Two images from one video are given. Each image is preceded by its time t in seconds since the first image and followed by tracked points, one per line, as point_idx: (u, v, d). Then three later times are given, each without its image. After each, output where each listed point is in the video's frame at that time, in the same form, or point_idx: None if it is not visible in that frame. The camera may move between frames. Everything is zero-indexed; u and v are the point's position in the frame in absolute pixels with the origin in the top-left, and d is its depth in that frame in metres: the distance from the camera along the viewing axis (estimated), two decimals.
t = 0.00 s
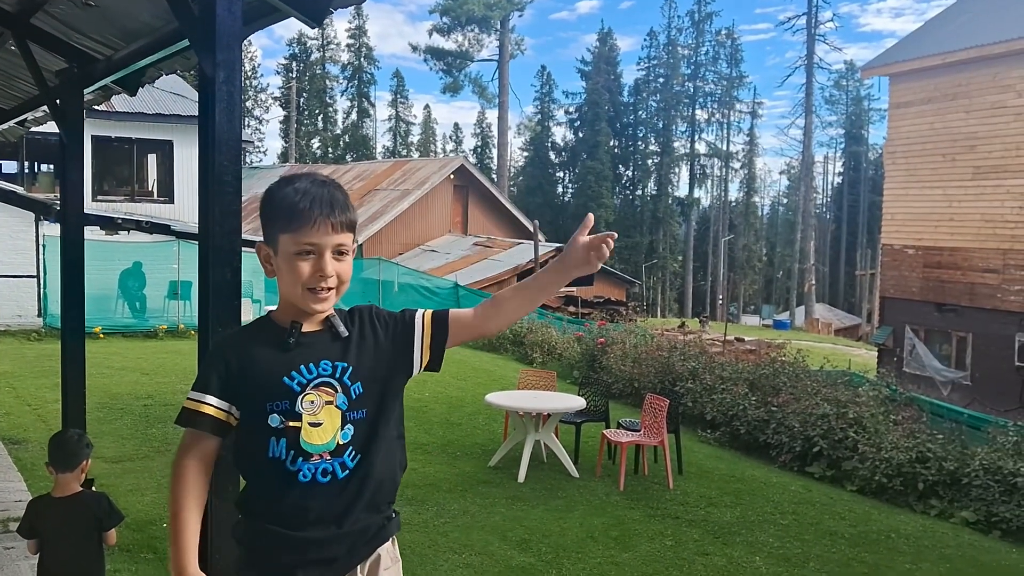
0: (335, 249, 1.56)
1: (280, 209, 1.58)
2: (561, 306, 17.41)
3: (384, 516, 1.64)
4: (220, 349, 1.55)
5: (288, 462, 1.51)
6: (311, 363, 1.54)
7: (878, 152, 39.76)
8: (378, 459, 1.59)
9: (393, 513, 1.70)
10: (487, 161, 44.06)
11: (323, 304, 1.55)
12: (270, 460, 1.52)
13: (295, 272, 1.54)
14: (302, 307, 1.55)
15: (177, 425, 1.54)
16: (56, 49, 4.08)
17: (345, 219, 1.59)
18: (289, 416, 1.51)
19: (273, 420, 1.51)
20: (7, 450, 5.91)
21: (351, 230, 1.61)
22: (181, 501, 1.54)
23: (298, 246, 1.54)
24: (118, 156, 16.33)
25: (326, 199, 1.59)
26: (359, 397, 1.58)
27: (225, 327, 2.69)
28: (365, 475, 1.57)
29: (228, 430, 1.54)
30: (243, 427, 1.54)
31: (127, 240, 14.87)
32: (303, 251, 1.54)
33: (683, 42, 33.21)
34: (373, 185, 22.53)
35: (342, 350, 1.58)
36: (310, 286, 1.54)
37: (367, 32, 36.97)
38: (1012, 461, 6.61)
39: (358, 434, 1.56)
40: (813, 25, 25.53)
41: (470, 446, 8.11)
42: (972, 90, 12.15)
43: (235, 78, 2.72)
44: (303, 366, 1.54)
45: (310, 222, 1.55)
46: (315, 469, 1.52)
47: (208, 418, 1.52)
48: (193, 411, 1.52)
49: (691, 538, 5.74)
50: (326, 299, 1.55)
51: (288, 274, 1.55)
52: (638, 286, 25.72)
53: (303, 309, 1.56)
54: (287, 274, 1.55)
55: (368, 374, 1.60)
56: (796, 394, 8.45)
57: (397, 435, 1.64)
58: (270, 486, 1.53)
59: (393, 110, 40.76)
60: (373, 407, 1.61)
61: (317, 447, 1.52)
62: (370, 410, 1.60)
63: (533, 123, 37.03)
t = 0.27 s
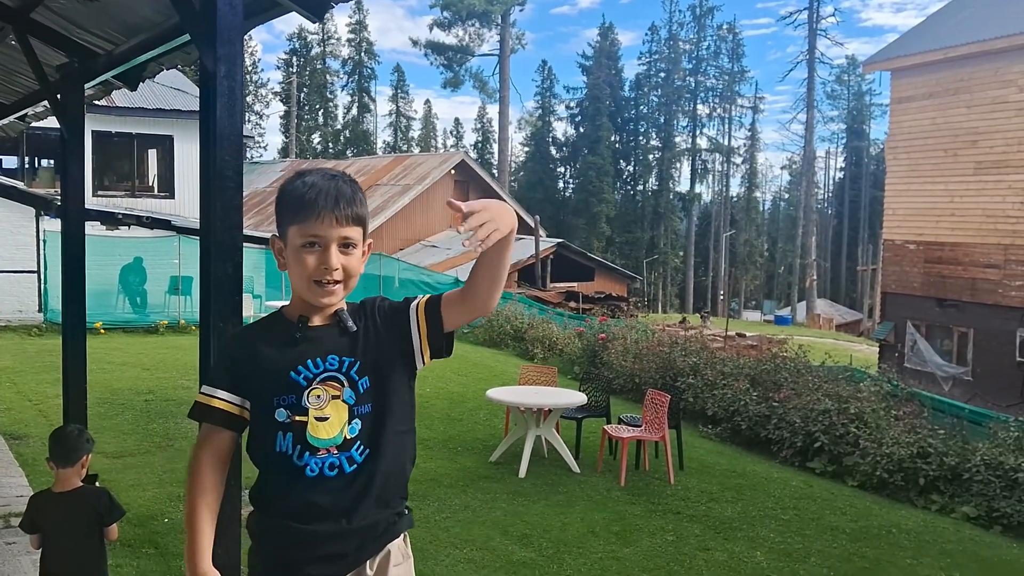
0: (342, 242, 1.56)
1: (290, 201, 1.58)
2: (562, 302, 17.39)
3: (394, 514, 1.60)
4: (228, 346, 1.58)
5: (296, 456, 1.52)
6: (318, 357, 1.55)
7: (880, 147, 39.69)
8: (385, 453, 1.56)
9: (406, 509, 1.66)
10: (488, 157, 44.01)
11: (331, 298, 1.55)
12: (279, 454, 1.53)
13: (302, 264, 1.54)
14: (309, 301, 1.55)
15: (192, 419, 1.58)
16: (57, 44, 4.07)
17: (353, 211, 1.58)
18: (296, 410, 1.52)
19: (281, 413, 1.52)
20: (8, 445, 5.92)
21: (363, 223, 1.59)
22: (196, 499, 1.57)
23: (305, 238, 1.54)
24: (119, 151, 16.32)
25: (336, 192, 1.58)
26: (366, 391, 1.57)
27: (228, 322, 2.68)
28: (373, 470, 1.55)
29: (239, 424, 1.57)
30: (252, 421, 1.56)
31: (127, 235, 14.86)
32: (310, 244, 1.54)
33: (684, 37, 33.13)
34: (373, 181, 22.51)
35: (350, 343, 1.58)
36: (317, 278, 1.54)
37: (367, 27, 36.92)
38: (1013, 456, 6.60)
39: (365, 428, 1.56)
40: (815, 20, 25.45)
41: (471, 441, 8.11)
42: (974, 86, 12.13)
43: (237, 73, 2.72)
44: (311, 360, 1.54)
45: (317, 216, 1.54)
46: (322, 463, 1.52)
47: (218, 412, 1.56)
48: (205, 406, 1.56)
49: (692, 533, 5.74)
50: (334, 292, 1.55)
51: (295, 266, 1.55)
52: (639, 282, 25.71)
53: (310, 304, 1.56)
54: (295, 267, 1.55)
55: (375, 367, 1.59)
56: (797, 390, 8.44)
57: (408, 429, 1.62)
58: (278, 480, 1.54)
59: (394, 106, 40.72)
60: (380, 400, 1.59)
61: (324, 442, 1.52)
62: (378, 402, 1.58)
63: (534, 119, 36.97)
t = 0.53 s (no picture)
0: (342, 242, 1.55)
1: (290, 199, 1.57)
2: (565, 298, 17.38)
3: (403, 506, 1.63)
4: (231, 345, 1.53)
5: (312, 452, 1.51)
6: (327, 354, 1.55)
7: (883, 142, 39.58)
8: (394, 445, 1.59)
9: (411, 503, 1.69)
10: (491, 153, 44.02)
11: (329, 299, 1.54)
12: (294, 451, 1.51)
13: (301, 264, 1.54)
14: (310, 302, 1.55)
15: (198, 422, 1.52)
16: (58, 40, 4.05)
17: (352, 211, 1.57)
18: (310, 407, 1.51)
19: (295, 411, 1.51)
20: (12, 443, 5.92)
21: (362, 222, 1.59)
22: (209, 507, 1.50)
23: (305, 238, 1.53)
24: (122, 148, 16.31)
25: (336, 191, 1.57)
26: (376, 384, 1.59)
27: (231, 320, 2.66)
28: (384, 463, 1.56)
29: (248, 426, 1.52)
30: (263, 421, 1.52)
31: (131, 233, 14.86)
32: (309, 244, 1.53)
33: (687, 32, 33.05)
34: (376, 177, 22.50)
35: (355, 340, 1.59)
36: (315, 279, 1.53)
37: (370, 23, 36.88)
38: (1016, 452, 6.59)
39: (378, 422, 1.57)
40: (818, 16, 25.34)
41: (474, 438, 8.10)
42: (977, 82, 12.09)
43: (239, 70, 2.71)
44: (321, 357, 1.54)
45: (317, 215, 1.53)
46: (338, 459, 1.52)
47: (230, 413, 1.50)
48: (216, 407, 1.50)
49: (696, 530, 5.73)
50: (332, 292, 1.54)
51: (296, 266, 1.54)
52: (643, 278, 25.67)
53: (312, 303, 1.55)
54: (294, 266, 1.55)
55: (381, 362, 1.61)
56: (801, 386, 8.43)
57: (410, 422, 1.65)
58: (291, 476, 1.52)
59: (397, 103, 40.72)
60: (387, 395, 1.61)
61: (340, 436, 1.52)
62: (385, 396, 1.60)
63: (537, 115, 36.93)
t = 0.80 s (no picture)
0: (371, 238, 1.53)
1: (322, 192, 1.55)
2: (603, 295, 17.28)
3: (420, 509, 1.61)
4: (259, 342, 1.59)
5: (323, 448, 1.53)
6: (340, 352, 1.55)
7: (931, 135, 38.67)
8: (410, 443, 1.57)
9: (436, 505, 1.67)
10: (529, 149, 43.93)
11: (356, 293, 1.52)
12: (306, 446, 1.54)
13: (329, 258, 1.52)
14: (336, 296, 1.53)
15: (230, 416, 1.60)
16: (98, 41, 4.11)
17: (384, 208, 1.55)
18: (320, 404, 1.53)
19: (306, 407, 1.54)
20: (58, 437, 6.05)
21: (392, 219, 1.57)
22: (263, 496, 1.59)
23: (334, 232, 1.52)
24: (165, 147, 16.58)
25: (368, 186, 1.56)
26: (392, 382, 1.57)
27: (265, 317, 2.67)
28: (398, 463, 1.55)
29: (275, 418, 1.57)
30: (283, 414, 1.56)
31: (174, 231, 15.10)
32: (340, 237, 1.52)
33: (728, 25, 32.62)
34: (414, 174, 22.60)
35: (375, 336, 1.58)
36: (344, 273, 1.51)
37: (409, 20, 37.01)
38: None
39: (389, 420, 1.55)
40: (864, 6, 24.78)
41: (511, 435, 8.08)
42: None
43: (272, 68, 2.71)
44: (334, 354, 1.55)
45: (347, 209, 1.52)
46: (348, 456, 1.53)
47: (260, 408, 1.57)
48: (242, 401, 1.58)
49: (735, 528, 5.64)
50: (359, 287, 1.52)
51: (324, 259, 1.53)
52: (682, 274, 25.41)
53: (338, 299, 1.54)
54: (323, 261, 1.53)
55: (401, 360, 1.60)
56: (844, 382, 8.26)
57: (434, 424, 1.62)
58: (309, 471, 1.55)
59: (436, 99, 40.83)
60: (406, 394, 1.59)
61: (349, 434, 1.52)
62: (403, 395, 1.59)
63: (576, 111, 36.74)
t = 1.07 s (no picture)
0: (393, 236, 1.52)
1: (342, 194, 1.55)
2: (651, 290, 17.12)
3: (448, 505, 1.59)
4: (293, 336, 1.62)
5: (348, 443, 1.53)
6: (365, 347, 1.56)
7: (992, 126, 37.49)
8: (436, 437, 1.56)
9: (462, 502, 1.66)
10: (577, 144, 43.76)
11: (381, 290, 1.52)
12: (332, 441, 1.55)
13: (353, 257, 1.52)
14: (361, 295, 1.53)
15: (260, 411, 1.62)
16: (146, 42, 4.17)
17: (404, 205, 1.54)
18: (346, 399, 1.53)
19: (332, 402, 1.55)
20: (112, 432, 6.20)
21: (413, 216, 1.56)
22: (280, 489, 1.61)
23: (357, 232, 1.51)
24: (217, 147, 16.90)
25: (388, 186, 1.55)
26: (416, 376, 1.56)
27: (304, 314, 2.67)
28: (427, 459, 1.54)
29: (303, 413, 1.60)
30: (311, 409, 1.58)
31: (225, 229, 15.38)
32: (361, 237, 1.51)
33: (779, 17, 32.06)
34: (461, 171, 22.68)
35: (401, 331, 1.58)
36: (368, 272, 1.51)
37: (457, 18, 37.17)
38: None
39: (415, 414, 1.55)
40: None
41: (556, 432, 8.05)
42: None
43: (310, 65, 2.70)
44: (359, 349, 1.55)
45: (367, 209, 1.51)
46: (373, 449, 1.52)
47: (286, 403, 1.59)
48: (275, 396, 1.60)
49: (782, 527, 5.52)
50: (383, 285, 1.52)
51: (347, 259, 1.53)
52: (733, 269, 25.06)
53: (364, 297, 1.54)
54: (347, 261, 1.53)
55: (426, 356, 1.58)
56: (895, 379, 8.05)
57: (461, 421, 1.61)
58: (334, 465, 1.56)
59: (483, 96, 40.94)
60: (433, 388, 1.58)
61: (374, 428, 1.52)
62: (429, 389, 1.57)
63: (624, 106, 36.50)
